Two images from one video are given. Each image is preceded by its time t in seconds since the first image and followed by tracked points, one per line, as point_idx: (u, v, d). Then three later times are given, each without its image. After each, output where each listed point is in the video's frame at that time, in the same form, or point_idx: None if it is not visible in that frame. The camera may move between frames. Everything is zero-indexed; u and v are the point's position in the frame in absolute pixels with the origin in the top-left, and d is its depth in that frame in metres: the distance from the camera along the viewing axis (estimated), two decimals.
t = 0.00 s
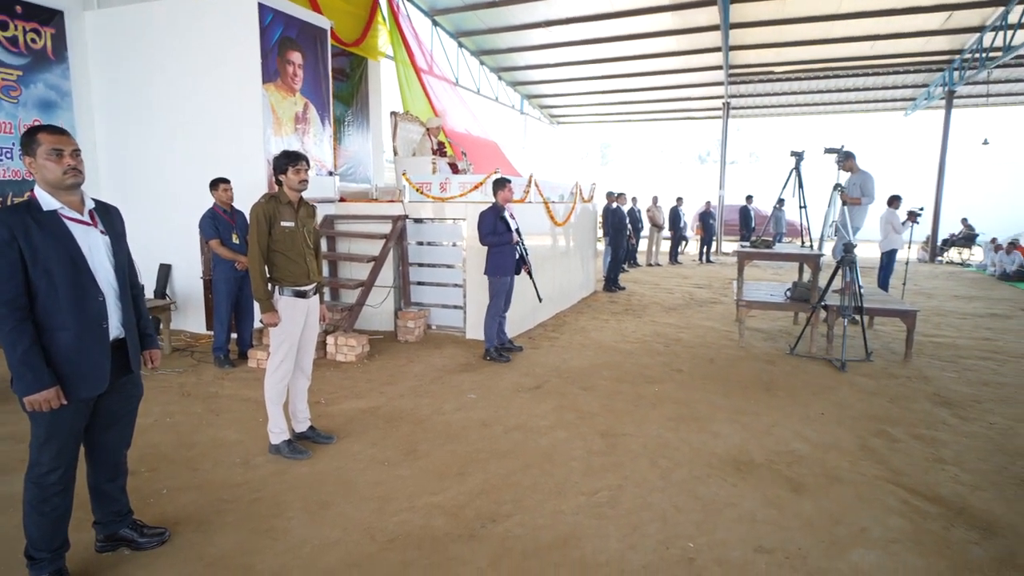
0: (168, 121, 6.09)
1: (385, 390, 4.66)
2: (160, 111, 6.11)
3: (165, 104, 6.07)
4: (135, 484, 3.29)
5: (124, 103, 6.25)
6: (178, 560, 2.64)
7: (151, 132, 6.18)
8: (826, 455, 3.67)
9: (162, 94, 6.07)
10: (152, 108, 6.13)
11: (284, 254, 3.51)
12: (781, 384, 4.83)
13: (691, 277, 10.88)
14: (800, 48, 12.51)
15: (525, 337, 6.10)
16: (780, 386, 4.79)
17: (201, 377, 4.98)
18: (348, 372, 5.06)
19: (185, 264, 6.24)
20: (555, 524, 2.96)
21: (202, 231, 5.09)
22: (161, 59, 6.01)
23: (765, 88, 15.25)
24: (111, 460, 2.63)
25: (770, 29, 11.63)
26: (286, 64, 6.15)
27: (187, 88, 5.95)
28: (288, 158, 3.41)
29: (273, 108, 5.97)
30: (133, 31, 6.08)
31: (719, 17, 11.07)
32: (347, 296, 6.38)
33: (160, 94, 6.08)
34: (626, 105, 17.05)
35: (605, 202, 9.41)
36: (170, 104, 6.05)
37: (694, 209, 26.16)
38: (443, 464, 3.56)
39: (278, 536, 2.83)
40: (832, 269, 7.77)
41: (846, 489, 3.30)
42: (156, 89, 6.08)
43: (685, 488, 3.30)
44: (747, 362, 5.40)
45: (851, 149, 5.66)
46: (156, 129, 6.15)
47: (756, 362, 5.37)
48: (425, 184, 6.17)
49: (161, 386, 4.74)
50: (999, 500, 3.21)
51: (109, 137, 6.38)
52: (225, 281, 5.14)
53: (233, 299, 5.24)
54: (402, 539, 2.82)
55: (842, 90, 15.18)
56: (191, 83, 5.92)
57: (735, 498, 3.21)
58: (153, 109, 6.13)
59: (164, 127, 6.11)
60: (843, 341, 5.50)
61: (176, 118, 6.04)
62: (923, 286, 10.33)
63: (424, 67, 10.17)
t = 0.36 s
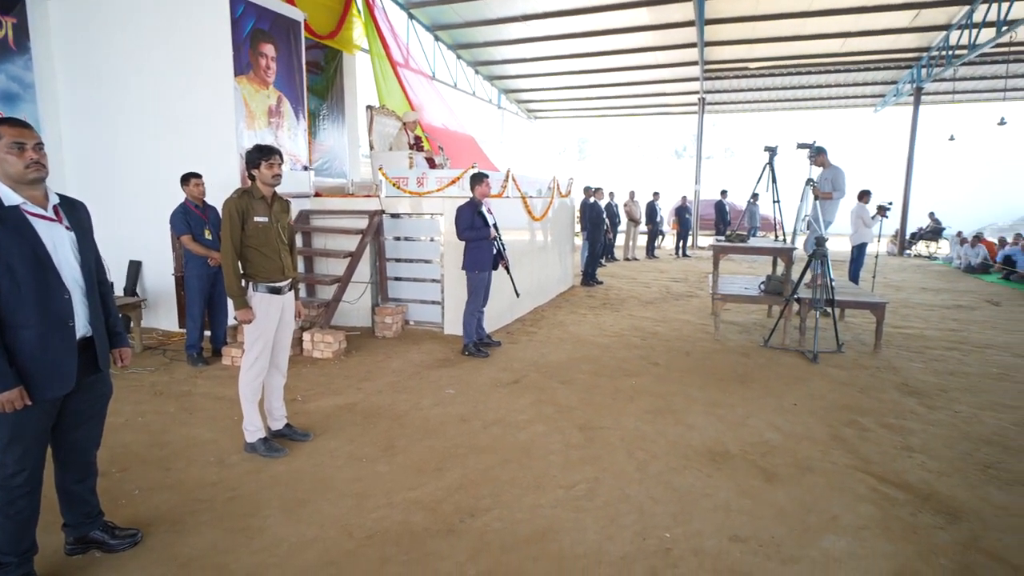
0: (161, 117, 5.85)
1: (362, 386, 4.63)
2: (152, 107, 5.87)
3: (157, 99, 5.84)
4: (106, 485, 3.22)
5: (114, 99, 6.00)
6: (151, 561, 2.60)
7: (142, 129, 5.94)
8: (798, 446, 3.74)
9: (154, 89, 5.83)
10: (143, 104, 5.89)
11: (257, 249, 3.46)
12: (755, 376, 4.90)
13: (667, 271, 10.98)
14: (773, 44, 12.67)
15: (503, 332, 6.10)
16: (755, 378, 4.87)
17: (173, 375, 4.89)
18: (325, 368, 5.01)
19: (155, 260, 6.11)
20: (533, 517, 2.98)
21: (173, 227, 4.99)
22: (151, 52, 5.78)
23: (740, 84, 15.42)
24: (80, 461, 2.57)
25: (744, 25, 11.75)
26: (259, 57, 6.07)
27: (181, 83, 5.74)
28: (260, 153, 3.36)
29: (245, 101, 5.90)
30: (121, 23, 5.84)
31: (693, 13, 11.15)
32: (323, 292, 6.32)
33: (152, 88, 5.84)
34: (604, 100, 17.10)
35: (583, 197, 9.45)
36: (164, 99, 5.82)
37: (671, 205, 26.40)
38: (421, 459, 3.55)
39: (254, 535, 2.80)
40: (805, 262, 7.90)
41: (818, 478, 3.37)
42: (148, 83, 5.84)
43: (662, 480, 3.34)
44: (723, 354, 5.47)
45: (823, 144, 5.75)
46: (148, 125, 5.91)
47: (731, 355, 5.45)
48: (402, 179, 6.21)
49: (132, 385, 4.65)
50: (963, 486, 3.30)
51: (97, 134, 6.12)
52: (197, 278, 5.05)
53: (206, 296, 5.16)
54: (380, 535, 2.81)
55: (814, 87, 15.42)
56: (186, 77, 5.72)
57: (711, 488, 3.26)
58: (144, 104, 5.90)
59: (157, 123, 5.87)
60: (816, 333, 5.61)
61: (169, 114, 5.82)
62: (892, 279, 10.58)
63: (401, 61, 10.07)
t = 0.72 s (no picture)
0: (153, 115, 5.64)
1: (336, 382, 4.59)
2: (143, 105, 5.65)
3: (148, 96, 5.63)
4: (71, 487, 3.14)
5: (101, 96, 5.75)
6: (120, 563, 2.54)
7: (132, 128, 5.70)
8: (769, 435, 3.82)
9: (144, 86, 5.62)
10: (133, 101, 5.66)
11: (227, 245, 3.40)
12: (727, 368, 4.98)
13: (642, 265, 11.08)
14: (745, 41, 12.81)
15: (479, 327, 6.10)
16: (727, 370, 4.95)
17: (141, 374, 4.78)
18: (299, 365, 4.95)
19: (121, 257, 5.97)
20: (509, 510, 2.99)
21: (139, 222, 4.87)
22: (133, 46, 5.58)
23: (712, 79, 15.59)
24: (43, 463, 2.50)
25: (717, 21, 11.87)
26: (228, 48, 5.91)
27: (173, 80, 5.54)
28: (228, 146, 3.29)
29: (214, 94, 5.74)
30: (92, 14, 5.65)
31: (667, 8, 11.22)
32: (296, 287, 6.24)
33: (143, 85, 5.62)
34: (580, 95, 17.14)
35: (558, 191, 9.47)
36: (155, 97, 5.61)
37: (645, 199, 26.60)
38: (397, 455, 3.53)
39: (227, 534, 2.76)
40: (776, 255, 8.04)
41: (788, 467, 3.45)
42: (139, 80, 5.62)
43: (636, 471, 3.38)
44: (696, 347, 5.54)
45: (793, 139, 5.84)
46: (138, 124, 5.68)
47: (703, 347, 5.53)
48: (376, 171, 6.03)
49: (99, 384, 4.54)
50: (925, 472, 3.41)
51: (75, 131, 5.89)
52: (165, 274, 4.94)
53: (175, 293, 5.05)
54: (356, 532, 2.79)
55: (785, 83, 15.66)
56: (180, 73, 5.51)
57: (684, 479, 3.31)
58: (134, 102, 5.67)
59: (149, 121, 5.66)
60: (786, 325, 5.72)
61: (163, 112, 5.61)
62: (859, 271, 10.84)
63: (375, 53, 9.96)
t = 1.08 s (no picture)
0: (152, 105, 5.41)
1: (310, 379, 4.54)
2: (129, 93, 5.44)
3: (122, 91, 5.45)
4: (34, 491, 3.05)
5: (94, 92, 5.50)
6: (87, 567, 2.48)
7: (106, 123, 5.52)
8: (740, 426, 3.89)
9: (117, 81, 5.45)
10: (107, 96, 5.48)
11: (195, 241, 3.32)
12: (699, 360, 5.06)
13: (616, 259, 11.15)
14: (716, 37, 12.95)
15: (454, 322, 6.09)
16: (699, 362, 5.03)
17: (107, 373, 4.66)
18: (271, 363, 4.88)
19: (84, 253, 5.81)
20: (485, 504, 3.00)
21: (102, 217, 4.74)
22: (95, 37, 5.42)
23: (685, 75, 15.75)
24: (4, 466, 2.41)
25: (688, 18, 11.97)
26: (194, 39, 5.80)
27: (148, 73, 5.37)
28: (195, 139, 3.22)
29: (179, 85, 5.60)
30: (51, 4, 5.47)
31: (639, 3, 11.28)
32: (267, 284, 6.14)
33: (129, 74, 5.42)
34: (554, 89, 17.16)
35: (532, 185, 9.48)
36: (130, 90, 5.43)
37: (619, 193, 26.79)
38: (371, 452, 3.51)
39: (198, 535, 2.71)
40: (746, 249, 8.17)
41: (759, 456, 3.52)
42: (136, 72, 5.39)
43: (610, 463, 3.42)
44: (669, 340, 5.61)
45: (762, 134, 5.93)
46: (104, 118, 5.52)
47: (676, 340, 5.61)
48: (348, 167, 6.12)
49: (62, 385, 4.41)
50: (889, 459, 3.51)
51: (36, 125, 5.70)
52: (130, 271, 4.82)
53: (141, 289, 4.94)
54: (330, 530, 2.77)
55: (755, 79, 15.89)
56: (144, 64, 5.37)
57: (657, 470, 3.36)
58: (97, 95, 5.50)
59: (147, 113, 5.42)
60: (756, 317, 5.83)
61: (151, 100, 5.41)
62: (826, 264, 11.09)
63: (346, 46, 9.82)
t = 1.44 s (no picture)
0: (113, 97, 5.25)
1: (281, 377, 4.48)
2: (89, 85, 5.27)
3: (81, 82, 5.28)
4: None
5: (61, 87, 5.31)
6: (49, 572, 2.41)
7: (66, 116, 5.35)
8: (710, 416, 3.95)
9: (77, 72, 5.27)
10: (66, 88, 5.31)
11: (159, 236, 3.24)
12: (671, 352, 5.12)
13: (590, 253, 11.22)
14: (686, 32, 13.06)
15: (428, 317, 6.06)
16: (670, 354, 5.09)
17: (69, 373, 4.53)
18: (241, 360, 4.79)
19: (45, 249, 5.63)
20: (459, 499, 3.00)
21: (61, 212, 4.58)
22: (53, 27, 5.23)
23: (656, 69, 15.89)
24: None
25: (659, 13, 12.05)
26: (157, 28, 5.64)
27: (108, 64, 5.20)
28: (157, 132, 3.13)
29: (142, 77, 5.44)
30: None
31: None
32: (236, 280, 6.03)
33: (89, 65, 5.24)
34: (527, 83, 17.13)
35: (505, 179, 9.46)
36: (90, 82, 5.26)
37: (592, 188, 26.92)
38: (344, 448, 3.48)
39: (167, 537, 2.66)
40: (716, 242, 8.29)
41: (729, 446, 3.58)
42: (97, 62, 5.22)
43: (584, 456, 3.45)
44: (641, 332, 5.68)
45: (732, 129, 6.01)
46: (64, 110, 5.34)
47: (649, 332, 5.67)
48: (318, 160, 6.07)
49: (21, 386, 4.27)
50: (854, 446, 3.61)
51: None
52: (92, 268, 4.69)
53: (104, 287, 4.80)
54: (303, 528, 2.74)
55: (725, 74, 16.08)
56: (104, 55, 5.19)
57: (630, 461, 3.40)
58: (57, 87, 5.33)
59: (108, 105, 5.26)
60: (726, 310, 5.92)
61: (113, 92, 5.24)
62: (794, 257, 11.32)
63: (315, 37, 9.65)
